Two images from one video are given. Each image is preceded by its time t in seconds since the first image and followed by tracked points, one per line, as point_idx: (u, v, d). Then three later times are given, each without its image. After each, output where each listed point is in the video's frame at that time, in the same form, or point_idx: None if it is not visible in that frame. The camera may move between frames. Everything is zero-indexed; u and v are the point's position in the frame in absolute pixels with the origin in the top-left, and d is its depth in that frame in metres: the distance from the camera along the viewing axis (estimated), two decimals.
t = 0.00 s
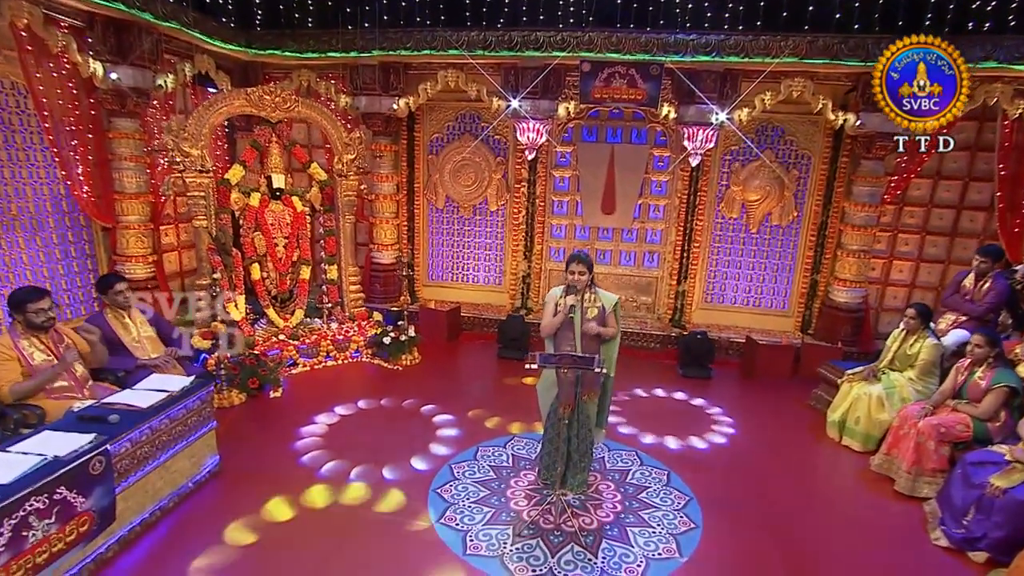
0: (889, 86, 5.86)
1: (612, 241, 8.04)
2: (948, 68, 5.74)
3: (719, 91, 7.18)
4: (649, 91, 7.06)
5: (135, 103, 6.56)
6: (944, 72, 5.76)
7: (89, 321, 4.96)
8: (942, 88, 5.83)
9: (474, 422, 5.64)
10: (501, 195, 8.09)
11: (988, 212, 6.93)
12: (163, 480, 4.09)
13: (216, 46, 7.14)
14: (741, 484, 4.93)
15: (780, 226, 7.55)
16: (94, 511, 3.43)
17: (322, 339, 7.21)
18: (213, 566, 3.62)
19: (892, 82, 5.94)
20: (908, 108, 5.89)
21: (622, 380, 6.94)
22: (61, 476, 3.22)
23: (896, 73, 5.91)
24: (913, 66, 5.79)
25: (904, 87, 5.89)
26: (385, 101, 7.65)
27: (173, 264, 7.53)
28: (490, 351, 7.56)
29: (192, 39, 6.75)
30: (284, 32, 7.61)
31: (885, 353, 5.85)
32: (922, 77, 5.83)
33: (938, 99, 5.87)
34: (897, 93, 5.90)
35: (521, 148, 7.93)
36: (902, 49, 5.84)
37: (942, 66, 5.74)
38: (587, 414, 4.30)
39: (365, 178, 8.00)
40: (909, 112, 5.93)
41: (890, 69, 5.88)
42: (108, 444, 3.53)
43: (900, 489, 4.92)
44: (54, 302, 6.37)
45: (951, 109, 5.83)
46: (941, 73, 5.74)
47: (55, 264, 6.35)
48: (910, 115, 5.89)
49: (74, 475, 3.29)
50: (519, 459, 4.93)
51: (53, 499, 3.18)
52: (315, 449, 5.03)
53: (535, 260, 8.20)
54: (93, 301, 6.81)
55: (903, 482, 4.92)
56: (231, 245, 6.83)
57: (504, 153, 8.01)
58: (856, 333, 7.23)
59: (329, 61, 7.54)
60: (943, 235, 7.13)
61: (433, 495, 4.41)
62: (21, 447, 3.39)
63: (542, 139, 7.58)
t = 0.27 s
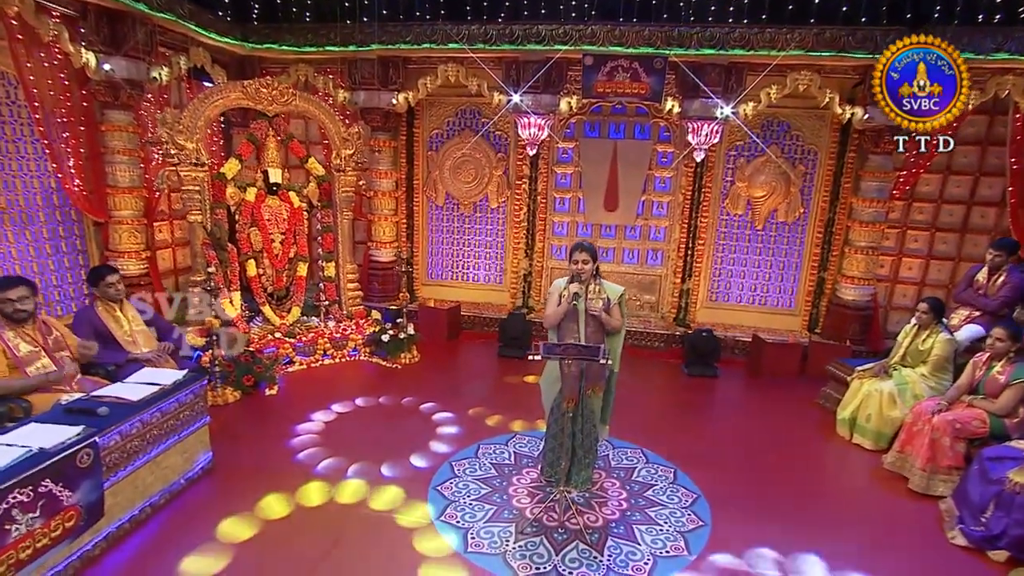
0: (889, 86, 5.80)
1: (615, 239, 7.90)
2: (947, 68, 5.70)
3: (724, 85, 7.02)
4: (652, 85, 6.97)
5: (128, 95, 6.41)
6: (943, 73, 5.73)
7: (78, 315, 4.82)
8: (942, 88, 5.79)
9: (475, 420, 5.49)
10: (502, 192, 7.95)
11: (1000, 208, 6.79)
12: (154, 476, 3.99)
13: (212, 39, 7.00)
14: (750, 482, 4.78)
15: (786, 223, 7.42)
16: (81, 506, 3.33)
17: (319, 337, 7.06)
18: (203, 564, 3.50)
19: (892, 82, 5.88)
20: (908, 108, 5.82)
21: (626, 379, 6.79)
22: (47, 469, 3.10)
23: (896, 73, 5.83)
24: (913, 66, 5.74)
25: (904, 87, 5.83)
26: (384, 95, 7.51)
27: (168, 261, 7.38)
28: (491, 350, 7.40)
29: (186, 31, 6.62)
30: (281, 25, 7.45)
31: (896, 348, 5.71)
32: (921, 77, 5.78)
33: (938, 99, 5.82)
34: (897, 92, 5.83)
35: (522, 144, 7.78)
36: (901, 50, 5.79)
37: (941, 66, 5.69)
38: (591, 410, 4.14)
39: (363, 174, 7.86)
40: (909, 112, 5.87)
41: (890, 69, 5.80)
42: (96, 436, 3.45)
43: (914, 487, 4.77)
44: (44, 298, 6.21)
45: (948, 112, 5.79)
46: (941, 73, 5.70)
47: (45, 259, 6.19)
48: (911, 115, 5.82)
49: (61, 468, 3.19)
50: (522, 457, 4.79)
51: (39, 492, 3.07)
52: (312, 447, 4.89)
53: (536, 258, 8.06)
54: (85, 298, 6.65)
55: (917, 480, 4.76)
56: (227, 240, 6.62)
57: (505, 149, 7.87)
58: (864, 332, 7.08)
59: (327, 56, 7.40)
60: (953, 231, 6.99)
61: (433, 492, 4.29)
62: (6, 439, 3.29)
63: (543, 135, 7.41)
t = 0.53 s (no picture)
0: (889, 87, 5.76)
1: (617, 239, 7.76)
2: (947, 68, 5.61)
3: (727, 82, 6.92)
4: (655, 82, 6.82)
5: (121, 90, 6.25)
6: (944, 72, 5.64)
7: (66, 311, 4.76)
8: (942, 88, 5.71)
9: (474, 421, 5.37)
10: (502, 192, 7.82)
11: (1010, 207, 6.66)
12: (142, 475, 3.95)
13: (207, 35, 6.89)
14: (758, 482, 4.62)
15: (791, 223, 7.29)
16: (64, 503, 3.29)
17: (315, 338, 6.91)
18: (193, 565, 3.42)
19: (892, 83, 5.83)
20: (908, 108, 5.76)
21: (629, 381, 6.64)
22: (29, 464, 3.06)
23: (895, 73, 5.79)
24: (913, 66, 5.67)
25: (904, 87, 5.78)
26: (382, 93, 7.35)
27: (161, 261, 7.23)
28: (491, 352, 7.24)
29: (181, 26, 6.50)
30: (278, 22, 7.33)
31: (906, 347, 5.55)
32: (922, 77, 5.71)
33: (938, 99, 5.75)
34: (897, 93, 5.78)
35: (523, 143, 7.66)
36: (901, 50, 5.71)
37: (941, 66, 5.60)
38: (594, 407, 4.00)
39: (360, 173, 7.71)
40: (909, 112, 5.80)
41: (890, 69, 5.75)
42: (82, 431, 3.41)
43: (927, 489, 4.61)
44: (32, 297, 6.02)
45: (951, 108, 5.69)
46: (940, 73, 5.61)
47: (33, 258, 5.98)
48: (911, 116, 5.77)
49: (45, 463, 3.15)
50: (523, 458, 4.68)
51: (20, 487, 3.02)
52: (306, 448, 4.83)
53: (537, 259, 7.92)
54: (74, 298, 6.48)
55: (931, 481, 4.60)
56: (221, 238, 6.49)
57: (505, 148, 7.74)
58: (873, 333, 6.93)
59: (324, 52, 7.28)
60: (962, 230, 6.86)
61: (431, 493, 4.20)
62: None
63: (544, 133, 7.30)
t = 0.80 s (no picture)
0: (889, 87, 5.65)
1: (618, 243, 7.65)
2: (947, 68, 5.53)
3: (729, 83, 6.83)
4: (656, 82, 6.73)
5: (114, 89, 6.15)
6: (944, 72, 5.55)
7: (54, 308, 4.71)
8: (942, 88, 5.61)
9: (473, 425, 5.29)
10: (501, 194, 7.72)
11: (1017, 208, 6.56)
12: (130, 477, 3.88)
13: (203, 35, 6.79)
14: (764, 486, 4.49)
15: (795, 225, 7.19)
16: (47, 505, 3.21)
17: (310, 341, 6.80)
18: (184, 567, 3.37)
19: (891, 82, 5.73)
20: (908, 108, 5.66)
21: (630, 385, 6.51)
22: (12, 463, 3.00)
23: (895, 73, 5.68)
24: (913, 66, 5.57)
25: (903, 87, 5.68)
26: (380, 94, 7.25)
27: (154, 264, 7.09)
28: (490, 357, 7.11)
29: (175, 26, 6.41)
30: (274, 23, 7.21)
31: (914, 349, 5.44)
32: (922, 76, 5.61)
33: (938, 99, 5.65)
34: (897, 92, 5.68)
35: (522, 145, 7.57)
36: (901, 50, 5.62)
37: (941, 66, 5.52)
38: (596, 408, 3.89)
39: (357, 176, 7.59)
40: (909, 112, 5.70)
41: (890, 69, 5.63)
42: (67, 430, 3.35)
43: (939, 493, 4.46)
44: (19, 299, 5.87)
45: (952, 109, 5.60)
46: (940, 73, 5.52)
47: (21, 258, 5.84)
48: (910, 116, 5.66)
49: (28, 462, 3.09)
50: (523, 461, 4.60)
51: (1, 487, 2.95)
52: (300, 451, 4.76)
53: (536, 262, 7.80)
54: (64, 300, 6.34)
55: (943, 485, 4.46)
56: (215, 239, 6.34)
57: (504, 150, 7.66)
58: (879, 337, 6.81)
59: (321, 54, 7.18)
60: (968, 233, 6.75)
61: (429, 495, 4.12)
62: None
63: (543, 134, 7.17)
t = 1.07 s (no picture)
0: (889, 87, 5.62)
1: (620, 248, 7.53)
2: (947, 68, 5.46)
3: (732, 85, 6.74)
4: (658, 85, 6.65)
5: (108, 90, 6.05)
6: (943, 72, 5.49)
7: (42, 310, 4.83)
8: (942, 88, 5.55)
9: (472, 431, 5.22)
10: (501, 200, 7.60)
11: None
12: (116, 481, 3.90)
13: (199, 38, 6.71)
14: (772, 493, 4.32)
15: (800, 230, 7.07)
16: (26, 508, 3.22)
17: (305, 347, 6.64)
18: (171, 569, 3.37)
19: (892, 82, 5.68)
20: (908, 107, 5.61)
21: (632, 392, 6.36)
22: None
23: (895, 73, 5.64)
24: (913, 66, 5.52)
25: (904, 87, 5.62)
26: (378, 98, 7.16)
27: (146, 269, 6.95)
28: (489, 364, 6.94)
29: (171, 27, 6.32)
30: (272, 26, 7.11)
31: (925, 353, 5.30)
32: (922, 76, 5.55)
33: (938, 100, 5.60)
34: (897, 93, 5.64)
35: (522, 150, 7.48)
36: (902, 49, 5.56)
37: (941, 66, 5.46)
38: (599, 411, 3.77)
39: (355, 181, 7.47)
40: (909, 111, 5.65)
41: (890, 68, 5.60)
42: (49, 429, 3.40)
43: (956, 500, 4.28)
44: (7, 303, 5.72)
45: (951, 109, 5.53)
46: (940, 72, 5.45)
47: (9, 261, 5.71)
48: (911, 115, 5.61)
49: (7, 461, 3.13)
50: (523, 467, 4.53)
51: None
52: (292, 456, 4.75)
53: (537, 269, 7.66)
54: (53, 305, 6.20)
55: (959, 491, 4.27)
56: (209, 242, 6.23)
57: (504, 155, 7.56)
58: (888, 344, 6.64)
59: (319, 57, 7.09)
60: (978, 237, 6.61)
61: (426, 502, 4.07)
62: None
63: (545, 138, 7.14)
